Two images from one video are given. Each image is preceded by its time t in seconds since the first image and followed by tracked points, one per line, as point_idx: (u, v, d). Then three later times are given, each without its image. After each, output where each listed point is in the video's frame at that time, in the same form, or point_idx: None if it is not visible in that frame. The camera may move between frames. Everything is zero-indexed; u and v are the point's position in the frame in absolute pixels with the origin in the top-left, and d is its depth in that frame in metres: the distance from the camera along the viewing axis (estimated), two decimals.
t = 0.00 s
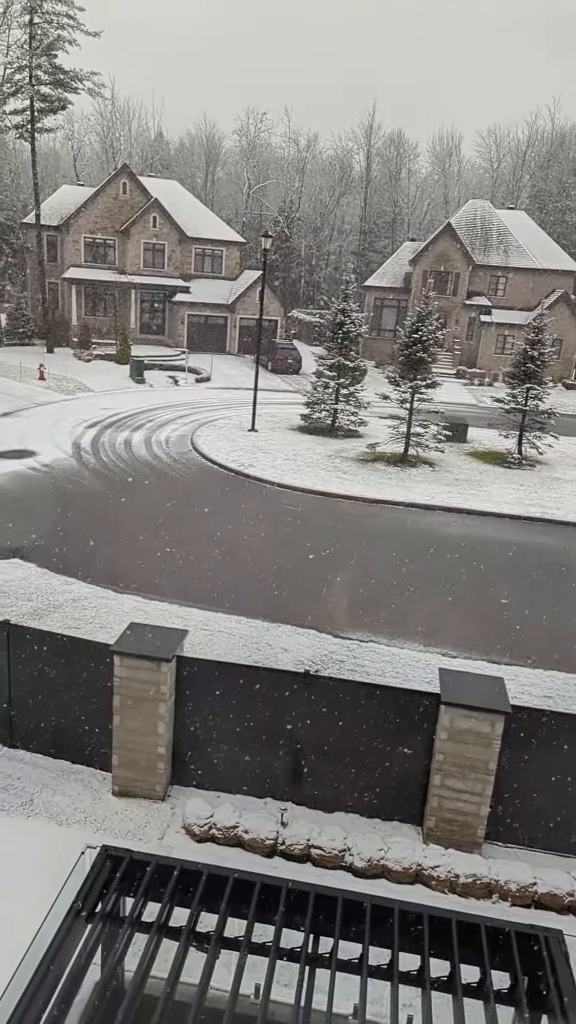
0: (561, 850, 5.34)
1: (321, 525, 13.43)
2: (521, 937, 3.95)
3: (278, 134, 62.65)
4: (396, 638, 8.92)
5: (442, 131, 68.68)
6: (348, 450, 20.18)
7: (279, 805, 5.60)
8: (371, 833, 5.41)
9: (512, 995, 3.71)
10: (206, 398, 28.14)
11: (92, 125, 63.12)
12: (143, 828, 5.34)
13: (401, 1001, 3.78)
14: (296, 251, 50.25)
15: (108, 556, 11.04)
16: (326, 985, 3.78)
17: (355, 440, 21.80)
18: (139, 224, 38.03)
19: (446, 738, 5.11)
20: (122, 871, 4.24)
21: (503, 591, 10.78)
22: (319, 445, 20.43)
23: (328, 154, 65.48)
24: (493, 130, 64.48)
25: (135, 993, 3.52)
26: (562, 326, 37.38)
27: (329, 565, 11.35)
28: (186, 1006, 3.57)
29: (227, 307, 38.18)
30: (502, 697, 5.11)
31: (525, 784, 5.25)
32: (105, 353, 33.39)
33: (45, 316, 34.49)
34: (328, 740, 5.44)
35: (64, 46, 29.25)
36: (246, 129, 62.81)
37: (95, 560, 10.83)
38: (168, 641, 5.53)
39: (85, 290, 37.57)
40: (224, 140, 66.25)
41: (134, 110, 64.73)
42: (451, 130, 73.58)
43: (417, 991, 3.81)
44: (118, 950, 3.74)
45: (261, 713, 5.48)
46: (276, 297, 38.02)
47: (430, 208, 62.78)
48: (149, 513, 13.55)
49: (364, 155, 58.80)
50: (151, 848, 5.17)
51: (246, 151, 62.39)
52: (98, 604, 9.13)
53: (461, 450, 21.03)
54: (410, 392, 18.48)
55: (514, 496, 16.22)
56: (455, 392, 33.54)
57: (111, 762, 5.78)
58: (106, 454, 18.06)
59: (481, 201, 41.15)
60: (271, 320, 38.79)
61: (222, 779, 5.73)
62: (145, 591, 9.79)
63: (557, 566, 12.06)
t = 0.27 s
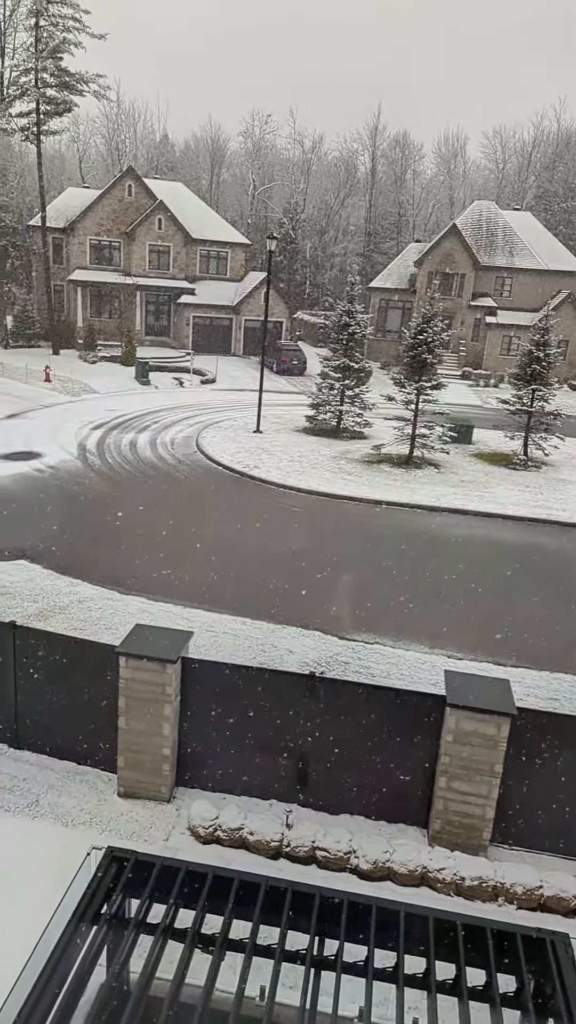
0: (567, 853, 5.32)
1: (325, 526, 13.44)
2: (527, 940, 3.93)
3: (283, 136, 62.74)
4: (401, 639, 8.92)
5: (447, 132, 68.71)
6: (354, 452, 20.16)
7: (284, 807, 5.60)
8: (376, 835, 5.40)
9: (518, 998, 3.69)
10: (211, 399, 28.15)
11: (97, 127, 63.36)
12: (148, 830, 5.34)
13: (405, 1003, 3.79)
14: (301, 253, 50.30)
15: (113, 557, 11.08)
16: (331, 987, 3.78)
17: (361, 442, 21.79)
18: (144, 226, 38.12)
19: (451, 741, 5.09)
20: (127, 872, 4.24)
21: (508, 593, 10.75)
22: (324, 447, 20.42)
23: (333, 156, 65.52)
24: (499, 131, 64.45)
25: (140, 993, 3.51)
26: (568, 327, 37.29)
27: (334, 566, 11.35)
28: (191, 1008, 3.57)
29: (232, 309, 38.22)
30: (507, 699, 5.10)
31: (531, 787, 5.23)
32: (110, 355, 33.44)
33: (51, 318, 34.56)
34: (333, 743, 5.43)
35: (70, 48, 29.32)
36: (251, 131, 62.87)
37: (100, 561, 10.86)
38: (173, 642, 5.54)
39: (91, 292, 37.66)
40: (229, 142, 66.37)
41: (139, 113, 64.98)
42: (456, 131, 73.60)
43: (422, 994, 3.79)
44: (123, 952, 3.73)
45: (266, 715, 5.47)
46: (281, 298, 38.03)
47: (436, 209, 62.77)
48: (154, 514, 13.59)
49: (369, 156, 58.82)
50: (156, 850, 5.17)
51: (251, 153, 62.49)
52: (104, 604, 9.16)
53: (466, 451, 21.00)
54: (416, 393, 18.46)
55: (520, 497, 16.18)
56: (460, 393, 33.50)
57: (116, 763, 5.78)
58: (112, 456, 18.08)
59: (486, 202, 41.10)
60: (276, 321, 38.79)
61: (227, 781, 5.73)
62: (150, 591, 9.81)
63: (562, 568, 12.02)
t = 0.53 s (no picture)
0: (573, 857, 5.30)
1: (330, 528, 13.44)
2: (533, 943, 3.91)
3: (288, 138, 62.82)
4: (406, 641, 8.90)
5: (452, 134, 68.67)
6: (358, 453, 20.15)
7: (289, 809, 5.59)
8: (381, 838, 5.38)
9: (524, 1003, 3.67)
10: (216, 401, 28.18)
11: (103, 130, 63.69)
12: (153, 831, 5.34)
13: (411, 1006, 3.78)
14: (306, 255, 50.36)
15: (118, 557, 11.12)
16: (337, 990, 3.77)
17: (366, 443, 21.78)
18: (149, 228, 38.21)
19: (456, 743, 5.08)
20: (132, 873, 4.24)
21: (512, 594, 10.73)
22: (329, 448, 20.43)
23: (338, 157, 65.58)
24: (504, 132, 64.40)
25: (145, 994, 3.51)
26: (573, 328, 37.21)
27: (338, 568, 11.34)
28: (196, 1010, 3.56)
29: (236, 310, 38.28)
30: (512, 702, 5.08)
31: (537, 790, 5.21)
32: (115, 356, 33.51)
33: (56, 320, 34.68)
34: (338, 745, 5.43)
35: (75, 51, 29.40)
36: (256, 133, 62.96)
37: (105, 562, 10.90)
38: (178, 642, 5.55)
39: (96, 294, 37.79)
40: (234, 145, 66.53)
41: (145, 116, 65.20)
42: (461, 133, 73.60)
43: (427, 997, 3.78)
44: (128, 953, 3.74)
45: (270, 717, 5.47)
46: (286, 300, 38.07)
47: (440, 210, 62.76)
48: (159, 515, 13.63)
49: (373, 158, 58.84)
50: (161, 851, 5.16)
51: (256, 155, 62.60)
52: (109, 605, 9.19)
53: (471, 453, 20.97)
54: (420, 395, 18.44)
55: (525, 499, 16.14)
56: (464, 394, 33.47)
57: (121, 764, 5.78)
58: (117, 457, 18.12)
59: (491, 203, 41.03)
60: (281, 322, 38.82)
61: (232, 782, 5.72)
62: (155, 592, 9.84)
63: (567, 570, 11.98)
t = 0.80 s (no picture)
0: None
1: (333, 529, 13.45)
2: (536, 948, 3.88)
3: (293, 140, 62.86)
4: (409, 643, 8.89)
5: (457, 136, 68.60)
6: (362, 455, 20.13)
7: (292, 812, 5.58)
8: (384, 841, 5.36)
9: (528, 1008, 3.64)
10: (220, 402, 28.20)
11: (108, 132, 63.93)
12: (156, 832, 5.34)
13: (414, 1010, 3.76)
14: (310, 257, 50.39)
15: (122, 558, 11.16)
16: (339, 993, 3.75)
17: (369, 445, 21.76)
18: (154, 230, 38.27)
19: (460, 746, 5.06)
20: (135, 875, 4.23)
21: (515, 597, 10.70)
22: (333, 450, 20.41)
23: (342, 159, 65.60)
24: (509, 135, 64.30)
25: (147, 996, 3.51)
26: None
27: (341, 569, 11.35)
28: (198, 1012, 3.55)
29: (241, 312, 38.33)
30: (516, 705, 5.06)
31: (540, 793, 5.19)
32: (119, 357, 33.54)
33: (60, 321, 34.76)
34: (341, 747, 5.41)
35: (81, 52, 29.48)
36: (261, 135, 63.01)
37: (110, 562, 10.94)
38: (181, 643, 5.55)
39: (101, 295, 37.88)
40: (239, 147, 66.63)
41: (150, 118, 65.33)
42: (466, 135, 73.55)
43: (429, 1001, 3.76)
44: (131, 955, 3.73)
45: (272, 719, 5.46)
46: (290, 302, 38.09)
47: (445, 213, 62.71)
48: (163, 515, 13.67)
49: (378, 160, 58.86)
50: (163, 853, 5.16)
51: (261, 157, 62.64)
52: (113, 605, 9.22)
53: (475, 455, 20.92)
54: (424, 397, 18.40)
55: (530, 501, 16.10)
56: (469, 397, 33.42)
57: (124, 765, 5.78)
58: (121, 458, 18.15)
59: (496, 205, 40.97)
60: (285, 324, 38.83)
61: (235, 784, 5.71)
62: (159, 593, 9.86)
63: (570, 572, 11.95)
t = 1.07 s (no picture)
0: None
1: (339, 531, 13.45)
2: (541, 953, 3.86)
3: (299, 142, 62.84)
4: (415, 646, 8.88)
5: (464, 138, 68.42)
6: (368, 457, 20.11)
7: (297, 814, 5.57)
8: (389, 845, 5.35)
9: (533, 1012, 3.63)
10: (226, 404, 28.23)
11: (116, 134, 64.17)
12: (161, 834, 5.34)
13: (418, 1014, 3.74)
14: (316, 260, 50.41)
15: (129, 558, 11.21)
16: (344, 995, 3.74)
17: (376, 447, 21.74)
18: (161, 232, 38.32)
19: (465, 749, 5.05)
20: (140, 876, 4.24)
21: (521, 600, 10.66)
22: (339, 452, 20.41)
23: (349, 161, 65.54)
24: (516, 136, 64.06)
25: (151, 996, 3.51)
26: None
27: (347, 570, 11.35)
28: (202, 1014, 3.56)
29: (247, 315, 38.38)
30: (522, 709, 5.05)
31: (547, 797, 5.18)
32: (126, 359, 33.61)
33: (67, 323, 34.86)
34: (346, 750, 5.41)
35: (89, 55, 29.55)
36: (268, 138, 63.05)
37: (117, 563, 10.97)
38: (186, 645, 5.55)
39: (108, 297, 37.98)
40: (246, 149, 66.70)
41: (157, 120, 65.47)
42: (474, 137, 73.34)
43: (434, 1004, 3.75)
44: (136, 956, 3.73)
45: (278, 721, 5.46)
46: (297, 304, 38.11)
47: (452, 215, 62.56)
48: (170, 517, 13.74)
49: (385, 162, 58.78)
50: (169, 855, 5.16)
51: (267, 159, 62.68)
52: (119, 605, 9.27)
53: (482, 458, 20.88)
54: (431, 399, 18.37)
55: (536, 504, 16.04)
56: (475, 399, 33.35)
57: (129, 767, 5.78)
58: (128, 460, 18.19)
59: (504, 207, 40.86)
60: (292, 326, 38.86)
61: (241, 786, 5.71)
62: (165, 594, 9.90)
63: None
